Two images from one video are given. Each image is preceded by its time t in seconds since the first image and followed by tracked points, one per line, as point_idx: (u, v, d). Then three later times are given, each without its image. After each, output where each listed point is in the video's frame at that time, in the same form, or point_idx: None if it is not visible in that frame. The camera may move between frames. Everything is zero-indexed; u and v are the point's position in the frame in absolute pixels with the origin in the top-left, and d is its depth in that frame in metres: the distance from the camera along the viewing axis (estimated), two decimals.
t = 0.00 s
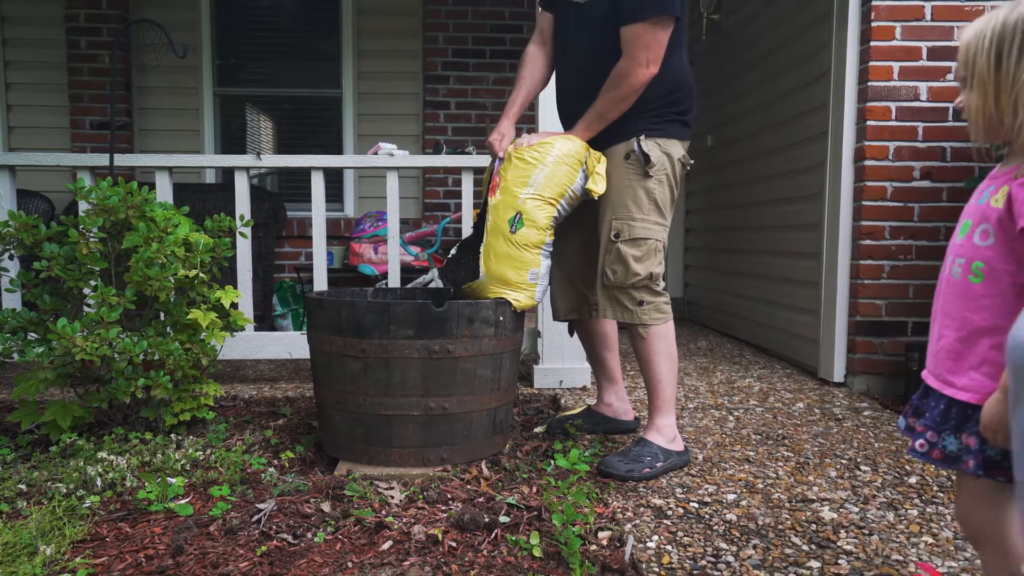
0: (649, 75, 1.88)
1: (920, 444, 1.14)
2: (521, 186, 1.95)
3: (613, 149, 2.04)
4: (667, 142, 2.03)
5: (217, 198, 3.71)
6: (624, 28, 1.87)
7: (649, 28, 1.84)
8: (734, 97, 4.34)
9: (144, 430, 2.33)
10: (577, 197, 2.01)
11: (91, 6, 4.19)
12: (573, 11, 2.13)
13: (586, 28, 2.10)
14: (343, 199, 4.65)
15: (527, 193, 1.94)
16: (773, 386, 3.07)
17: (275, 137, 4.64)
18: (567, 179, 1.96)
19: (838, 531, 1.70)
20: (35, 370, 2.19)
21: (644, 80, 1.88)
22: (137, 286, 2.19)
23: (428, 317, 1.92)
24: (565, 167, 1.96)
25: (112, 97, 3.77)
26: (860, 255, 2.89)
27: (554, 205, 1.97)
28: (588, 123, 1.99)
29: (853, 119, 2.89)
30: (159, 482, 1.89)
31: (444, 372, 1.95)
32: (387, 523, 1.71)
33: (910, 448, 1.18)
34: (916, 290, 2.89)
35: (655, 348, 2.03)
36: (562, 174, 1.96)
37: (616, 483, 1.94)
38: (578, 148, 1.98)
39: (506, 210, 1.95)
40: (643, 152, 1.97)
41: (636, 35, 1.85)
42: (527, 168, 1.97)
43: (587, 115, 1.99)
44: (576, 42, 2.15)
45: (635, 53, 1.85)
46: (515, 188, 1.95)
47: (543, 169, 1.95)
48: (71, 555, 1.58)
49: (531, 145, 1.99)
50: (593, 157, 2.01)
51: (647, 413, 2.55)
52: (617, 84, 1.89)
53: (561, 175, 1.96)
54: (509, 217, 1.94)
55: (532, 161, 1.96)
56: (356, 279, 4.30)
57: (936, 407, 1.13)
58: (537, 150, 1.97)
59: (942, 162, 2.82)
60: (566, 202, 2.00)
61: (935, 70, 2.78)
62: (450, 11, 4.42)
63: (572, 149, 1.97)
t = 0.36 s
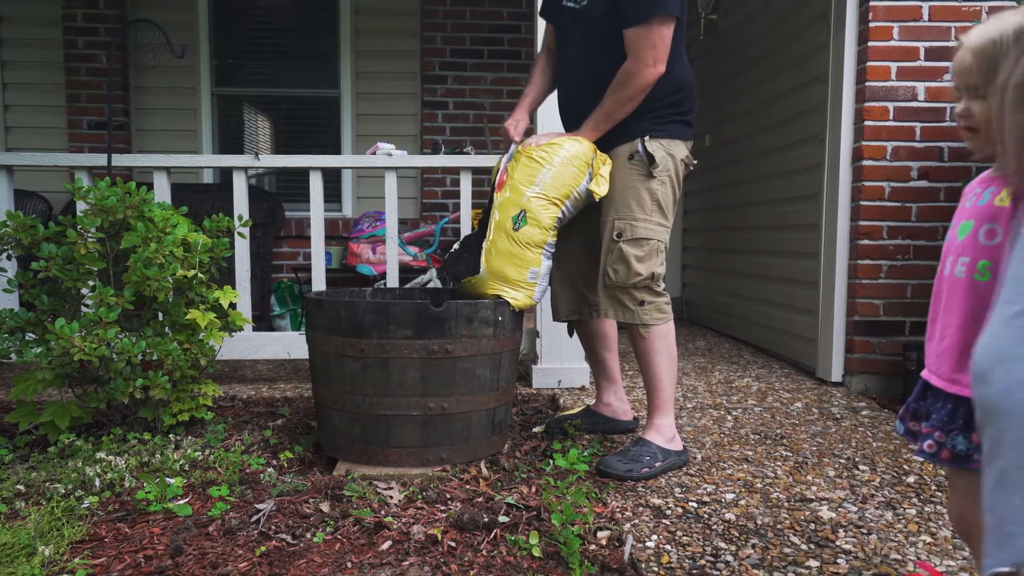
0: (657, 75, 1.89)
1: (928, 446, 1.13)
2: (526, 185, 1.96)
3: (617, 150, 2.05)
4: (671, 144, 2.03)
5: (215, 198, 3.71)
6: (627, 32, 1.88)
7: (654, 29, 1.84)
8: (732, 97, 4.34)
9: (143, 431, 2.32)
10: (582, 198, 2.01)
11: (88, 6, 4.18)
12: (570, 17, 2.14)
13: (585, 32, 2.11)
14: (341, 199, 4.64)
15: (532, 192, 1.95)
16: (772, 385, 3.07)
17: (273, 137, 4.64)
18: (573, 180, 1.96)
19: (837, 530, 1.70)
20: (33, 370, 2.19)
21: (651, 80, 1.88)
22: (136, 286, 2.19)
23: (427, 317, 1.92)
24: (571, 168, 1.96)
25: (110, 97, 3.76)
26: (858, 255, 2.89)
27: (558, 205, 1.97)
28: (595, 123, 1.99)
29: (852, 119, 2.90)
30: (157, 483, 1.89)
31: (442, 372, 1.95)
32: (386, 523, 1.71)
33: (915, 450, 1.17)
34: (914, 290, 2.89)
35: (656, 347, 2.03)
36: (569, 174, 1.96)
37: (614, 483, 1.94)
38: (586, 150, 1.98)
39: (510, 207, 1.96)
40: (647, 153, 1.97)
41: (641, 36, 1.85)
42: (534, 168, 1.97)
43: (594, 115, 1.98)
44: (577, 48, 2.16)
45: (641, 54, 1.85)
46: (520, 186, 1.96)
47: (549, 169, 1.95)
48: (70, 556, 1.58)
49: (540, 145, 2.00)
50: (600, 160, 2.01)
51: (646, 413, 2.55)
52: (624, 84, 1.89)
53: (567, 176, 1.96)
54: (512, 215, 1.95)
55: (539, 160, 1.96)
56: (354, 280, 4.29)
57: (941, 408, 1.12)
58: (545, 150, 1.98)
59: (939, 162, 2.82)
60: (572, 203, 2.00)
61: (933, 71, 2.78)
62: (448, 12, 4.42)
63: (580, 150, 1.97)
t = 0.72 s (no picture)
0: (632, 71, 1.88)
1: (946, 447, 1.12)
2: (527, 185, 1.97)
3: (612, 151, 2.06)
4: (667, 145, 2.03)
5: (213, 198, 3.70)
6: (607, 31, 1.91)
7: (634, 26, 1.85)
8: (730, 97, 4.35)
9: (141, 431, 2.32)
10: (581, 199, 2.02)
11: (86, 6, 4.18)
12: (564, 24, 2.16)
13: (576, 35, 2.12)
14: (339, 199, 4.64)
15: (533, 191, 1.96)
16: (770, 385, 3.08)
17: (270, 137, 4.63)
18: (574, 180, 1.97)
19: (835, 530, 1.70)
20: (31, 371, 2.18)
21: (626, 75, 1.87)
22: (134, 286, 2.18)
23: (425, 317, 1.92)
24: (572, 168, 1.97)
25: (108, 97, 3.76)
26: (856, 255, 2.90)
27: (559, 205, 1.98)
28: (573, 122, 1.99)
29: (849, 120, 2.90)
30: (155, 483, 1.89)
31: (441, 372, 1.95)
32: (385, 523, 1.71)
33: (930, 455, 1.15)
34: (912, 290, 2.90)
35: (650, 347, 2.03)
36: (570, 175, 1.97)
37: (613, 483, 1.94)
38: (586, 151, 2.00)
39: (511, 207, 1.97)
40: (637, 153, 1.97)
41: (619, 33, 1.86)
42: (535, 168, 1.99)
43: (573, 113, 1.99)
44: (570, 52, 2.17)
45: (616, 49, 1.86)
46: (521, 186, 1.97)
47: (550, 169, 1.97)
48: (69, 557, 1.58)
49: (540, 145, 2.02)
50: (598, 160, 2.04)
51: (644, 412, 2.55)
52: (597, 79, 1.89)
53: (568, 176, 1.97)
54: (514, 214, 1.95)
55: (540, 160, 1.98)
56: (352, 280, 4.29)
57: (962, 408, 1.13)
58: (546, 151, 2.00)
59: (936, 162, 2.83)
60: (572, 203, 2.01)
61: (930, 71, 2.79)
62: (446, 12, 4.42)
63: (581, 151, 1.99)
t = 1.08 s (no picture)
0: (605, 82, 1.89)
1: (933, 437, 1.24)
2: (527, 185, 1.97)
3: (610, 151, 2.06)
4: (664, 146, 2.03)
5: (211, 198, 3.70)
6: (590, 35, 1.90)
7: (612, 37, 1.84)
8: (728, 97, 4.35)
9: (139, 431, 2.31)
10: (580, 199, 2.03)
11: (83, 5, 4.17)
12: (563, 27, 2.16)
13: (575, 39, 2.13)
14: (337, 199, 4.64)
15: (534, 192, 1.96)
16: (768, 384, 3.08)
17: (268, 137, 4.63)
18: (574, 180, 1.98)
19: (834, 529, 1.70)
20: (29, 371, 2.18)
21: (600, 87, 1.89)
22: (131, 286, 2.18)
23: (424, 317, 1.92)
24: (572, 168, 1.98)
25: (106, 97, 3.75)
26: (854, 255, 2.91)
27: (559, 206, 1.98)
28: (541, 127, 2.01)
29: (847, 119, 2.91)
30: (154, 483, 1.89)
31: (440, 372, 1.95)
32: (384, 523, 1.71)
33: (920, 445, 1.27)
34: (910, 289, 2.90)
35: (647, 347, 2.03)
36: (569, 175, 1.97)
37: (612, 482, 1.95)
38: (587, 152, 2.01)
39: (512, 207, 1.97)
40: (635, 154, 1.97)
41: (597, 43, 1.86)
42: (535, 168, 2.00)
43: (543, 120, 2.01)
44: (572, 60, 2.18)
45: (591, 60, 1.87)
46: (522, 186, 1.98)
47: (550, 169, 1.97)
48: (67, 557, 1.57)
49: (541, 146, 2.03)
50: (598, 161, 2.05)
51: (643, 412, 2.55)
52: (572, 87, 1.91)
53: (568, 176, 1.97)
54: (514, 214, 1.95)
55: (540, 161, 1.99)
56: (350, 280, 4.29)
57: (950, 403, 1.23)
58: (546, 152, 2.01)
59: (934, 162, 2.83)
60: (572, 203, 2.01)
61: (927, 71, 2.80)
62: (444, 12, 4.41)
63: (581, 152, 2.00)
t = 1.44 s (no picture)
0: (587, 87, 1.85)
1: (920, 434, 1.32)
2: (529, 190, 1.95)
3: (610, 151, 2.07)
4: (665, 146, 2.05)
5: (209, 198, 3.69)
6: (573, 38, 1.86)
7: (593, 43, 1.80)
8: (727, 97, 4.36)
9: (138, 432, 2.31)
10: (581, 202, 2.02)
11: (81, 5, 4.16)
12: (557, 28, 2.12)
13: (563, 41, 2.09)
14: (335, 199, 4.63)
15: (536, 197, 1.94)
16: (766, 384, 3.09)
17: (267, 137, 4.63)
18: (576, 184, 1.98)
19: (833, 528, 1.71)
20: (27, 371, 2.17)
21: (581, 93, 1.85)
22: (130, 286, 2.18)
23: (423, 318, 1.92)
24: (574, 172, 1.97)
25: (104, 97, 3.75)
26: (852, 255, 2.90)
27: (562, 210, 1.98)
28: (529, 136, 1.98)
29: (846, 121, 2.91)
30: (153, 484, 1.89)
31: (440, 372, 1.95)
32: (383, 523, 1.70)
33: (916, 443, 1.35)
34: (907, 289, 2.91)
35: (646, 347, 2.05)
36: (571, 179, 1.97)
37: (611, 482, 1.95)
38: (587, 155, 2.00)
39: (513, 213, 1.95)
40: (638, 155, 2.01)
41: (580, 48, 1.81)
42: (536, 173, 1.97)
43: (530, 128, 1.97)
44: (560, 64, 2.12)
45: (575, 65, 1.83)
46: (523, 191, 1.95)
47: (552, 174, 1.95)
48: (66, 557, 1.57)
49: (540, 149, 2.00)
50: (598, 162, 2.05)
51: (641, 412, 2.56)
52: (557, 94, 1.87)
53: (569, 180, 1.97)
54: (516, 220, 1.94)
55: (541, 165, 1.97)
56: (349, 280, 4.29)
57: (940, 403, 1.30)
58: (545, 155, 1.98)
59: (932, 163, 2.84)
60: (574, 207, 2.01)
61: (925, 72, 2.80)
62: (442, 11, 4.41)
63: (582, 154, 1.99)
